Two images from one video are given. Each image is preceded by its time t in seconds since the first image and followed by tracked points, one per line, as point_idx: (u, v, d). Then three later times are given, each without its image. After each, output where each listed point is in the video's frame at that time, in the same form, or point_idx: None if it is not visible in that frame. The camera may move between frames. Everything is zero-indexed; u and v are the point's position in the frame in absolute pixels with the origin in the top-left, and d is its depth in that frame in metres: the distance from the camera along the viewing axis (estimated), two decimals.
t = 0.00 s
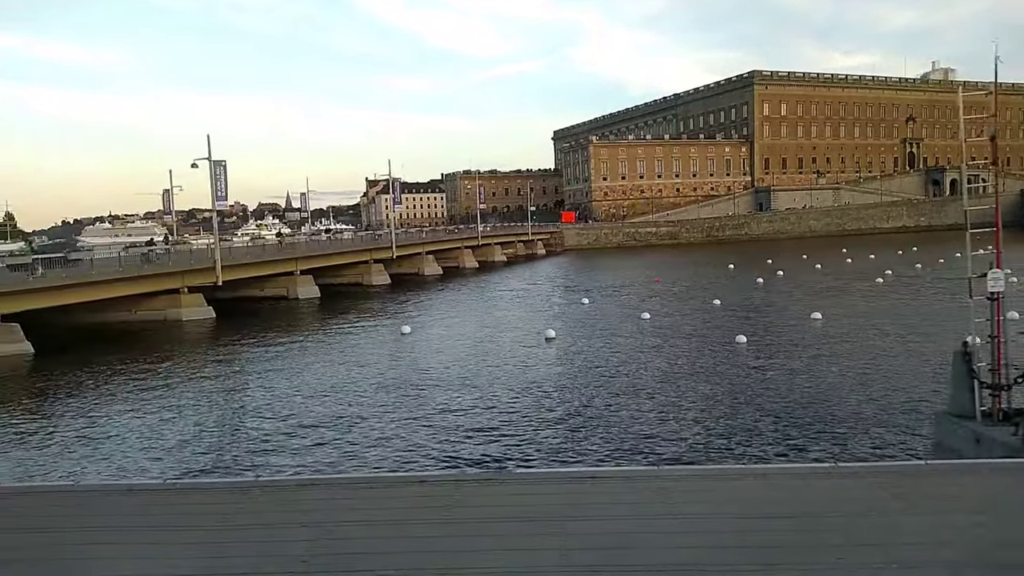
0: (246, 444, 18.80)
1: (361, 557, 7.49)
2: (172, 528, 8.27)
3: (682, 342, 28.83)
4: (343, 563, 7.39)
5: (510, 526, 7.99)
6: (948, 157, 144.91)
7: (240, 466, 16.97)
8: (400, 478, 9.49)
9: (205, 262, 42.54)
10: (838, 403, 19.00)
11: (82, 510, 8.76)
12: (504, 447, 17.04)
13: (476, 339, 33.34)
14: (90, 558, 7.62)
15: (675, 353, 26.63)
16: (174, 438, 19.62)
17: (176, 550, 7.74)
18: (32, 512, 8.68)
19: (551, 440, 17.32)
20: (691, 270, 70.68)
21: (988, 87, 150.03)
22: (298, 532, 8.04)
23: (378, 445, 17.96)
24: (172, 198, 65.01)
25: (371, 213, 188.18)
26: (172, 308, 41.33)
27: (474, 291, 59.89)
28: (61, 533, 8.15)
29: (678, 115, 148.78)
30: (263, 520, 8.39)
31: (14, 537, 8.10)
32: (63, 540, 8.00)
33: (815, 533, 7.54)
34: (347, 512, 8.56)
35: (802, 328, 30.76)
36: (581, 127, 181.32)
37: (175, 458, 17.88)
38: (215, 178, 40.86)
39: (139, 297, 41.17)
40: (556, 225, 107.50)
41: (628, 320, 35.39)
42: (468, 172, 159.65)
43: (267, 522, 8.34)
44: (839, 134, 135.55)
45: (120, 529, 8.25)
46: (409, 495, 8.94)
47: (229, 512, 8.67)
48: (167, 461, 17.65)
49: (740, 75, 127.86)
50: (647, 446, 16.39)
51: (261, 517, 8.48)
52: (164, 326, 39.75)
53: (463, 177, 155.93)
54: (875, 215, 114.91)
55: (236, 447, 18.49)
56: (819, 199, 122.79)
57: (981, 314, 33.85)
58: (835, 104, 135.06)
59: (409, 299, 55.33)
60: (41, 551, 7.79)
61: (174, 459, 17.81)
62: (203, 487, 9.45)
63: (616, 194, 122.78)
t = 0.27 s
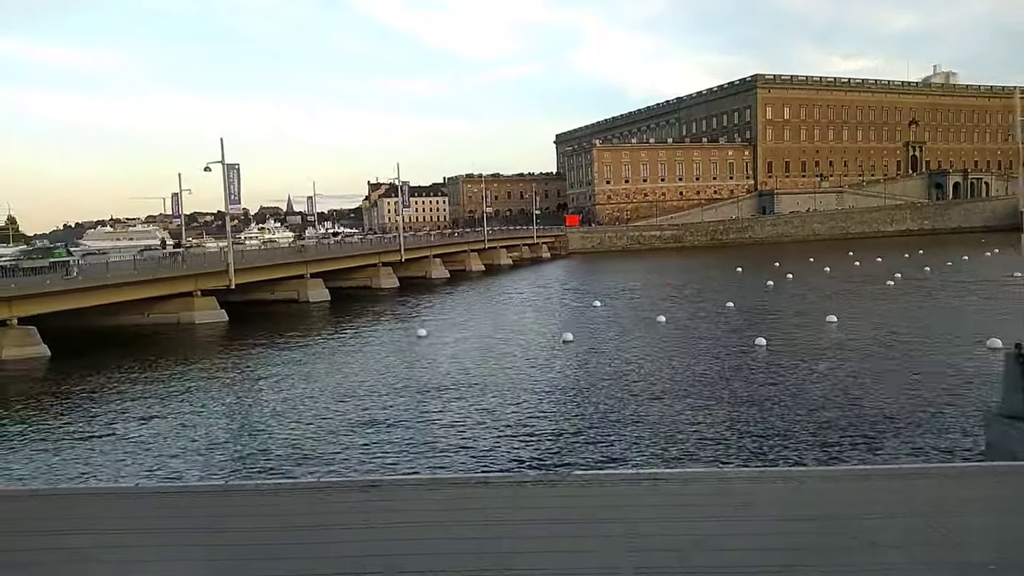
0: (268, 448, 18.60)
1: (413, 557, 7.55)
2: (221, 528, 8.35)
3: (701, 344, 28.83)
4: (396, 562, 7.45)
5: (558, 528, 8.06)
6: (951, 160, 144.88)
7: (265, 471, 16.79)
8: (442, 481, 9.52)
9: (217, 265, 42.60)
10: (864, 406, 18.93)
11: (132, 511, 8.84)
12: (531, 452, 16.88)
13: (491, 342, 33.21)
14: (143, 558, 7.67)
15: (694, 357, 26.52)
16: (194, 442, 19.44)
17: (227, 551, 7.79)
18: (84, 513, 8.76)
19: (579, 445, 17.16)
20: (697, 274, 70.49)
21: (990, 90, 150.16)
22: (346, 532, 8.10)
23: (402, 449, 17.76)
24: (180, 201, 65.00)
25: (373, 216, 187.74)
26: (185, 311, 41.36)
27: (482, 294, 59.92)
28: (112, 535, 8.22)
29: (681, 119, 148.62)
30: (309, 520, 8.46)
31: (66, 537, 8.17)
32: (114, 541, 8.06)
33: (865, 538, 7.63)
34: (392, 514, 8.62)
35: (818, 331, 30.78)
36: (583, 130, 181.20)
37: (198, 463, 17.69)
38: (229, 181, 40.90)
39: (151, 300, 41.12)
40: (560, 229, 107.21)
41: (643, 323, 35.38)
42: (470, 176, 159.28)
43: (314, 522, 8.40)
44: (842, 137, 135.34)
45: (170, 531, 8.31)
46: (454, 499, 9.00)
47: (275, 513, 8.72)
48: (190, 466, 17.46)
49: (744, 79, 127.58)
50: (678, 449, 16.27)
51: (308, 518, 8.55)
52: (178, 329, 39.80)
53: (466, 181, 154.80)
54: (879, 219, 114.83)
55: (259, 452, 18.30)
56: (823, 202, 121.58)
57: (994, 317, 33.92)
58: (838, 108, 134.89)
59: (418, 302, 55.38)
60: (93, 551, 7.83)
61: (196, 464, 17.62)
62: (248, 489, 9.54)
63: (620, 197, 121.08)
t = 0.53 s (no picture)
0: (293, 447, 18.46)
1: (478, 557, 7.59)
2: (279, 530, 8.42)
3: (721, 346, 28.79)
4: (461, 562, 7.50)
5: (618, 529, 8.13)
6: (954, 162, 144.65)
7: (297, 470, 16.62)
8: (493, 483, 9.56)
9: (229, 267, 42.65)
10: (892, 410, 18.94)
11: (188, 513, 8.91)
12: (562, 452, 16.79)
13: (508, 343, 33.14)
14: (206, 561, 7.73)
15: (715, 359, 26.45)
16: (219, 440, 19.32)
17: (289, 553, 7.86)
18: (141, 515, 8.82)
19: (610, 446, 17.07)
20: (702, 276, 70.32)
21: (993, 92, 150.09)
22: (405, 535, 8.18)
23: (430, 447, 17.63)
24: (187, 204, 65.00)
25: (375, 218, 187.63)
26: (197, 312, 41.36)
27: (490, 296, 59.85)
28: (171, 538, 8.29)
29: (684, 121, 148.60)
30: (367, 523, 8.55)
31: (128, 539, 8.25)
32: (174, 544, 8.14)
33: (930, 539, 7.68)
34: (447, 515, 8.67)
35: (834, 333, 30.73)
36: (586, 132, 181.15)
37: (224, 461, 17.55)
38: (240, 183, 40.84)
39: (163, 302, 41.04)
40: (564, 231, 107.05)
41: (658, 325, 35.38)
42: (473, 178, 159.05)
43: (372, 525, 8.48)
44: (845, 140, 134.98)
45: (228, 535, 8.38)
46: (507, 499, 9.05)
47: (331, 515, 8.80)
48: (216, 463, 17.33)
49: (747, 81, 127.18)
50: (710, 452, 16.20)
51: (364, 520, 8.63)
52: (191, 331, 39.77)
53: (469, 184, 152.84)
54: (883, 221, 114.92)
55: (284, 450, 18.15)
56: (826, 205, 122.40)
57: (1009, 320, 33.69)
58: (841, 110, 134.56)
59: (427, 304, 55.34)
60: (157, 554, 7.90)
61: (223, 461, 17.47)
62: (300, 490, 9.62)
63: (623, 199, 120.35)
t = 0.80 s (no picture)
0: (307, 442, 18.11)
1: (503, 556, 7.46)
2: (304, 529, 8.28)
3: (737, 346, 28.71)
4: (487, 562, 7.37)
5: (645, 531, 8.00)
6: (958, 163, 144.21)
7: (323, 466, 16.28)
8: (526, 484, 9.40)
9: (240, 268, 42.67)
10: (915, 404, 18.76)
11: (215, 509, 8.80)
12: (583, 449, 16.50)
13: (520, 344, 32.94)
14: (230, 556, 7.59)
15: (730, 359, 26.29)
16: (231, 437, 18.96)
17: (314, 550, 7.72)
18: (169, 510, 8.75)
19: (631, 442, 16.78)
20: (709, 277, 70.09)
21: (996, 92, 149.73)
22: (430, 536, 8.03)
23: (448, 444, 17.29)
24: (195, 205, 65.05)
25: (377, 219, 187.47)
26: (207, 313, 41.36)
27: (497, 297, 59.83)
28: (196, 532, 8.14)
29: (686, 122, 148.31)
30: (393, 524, 8.39)
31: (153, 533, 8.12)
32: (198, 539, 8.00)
33: (959, 541, 7.59)
34: (473, 517, 8.52)
35: (849, 333, 30.66)
36: (589, 133, 181.03)
37: (237, 455, 17.22)
38: (252, 183, 40.84)
39: (175, 302, 41.02)
40: (568, 232, 106.88)
41: (670, 326, 35.30)
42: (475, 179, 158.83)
43: (397, 526, 8.33)
44: (848, 140, 134.51)
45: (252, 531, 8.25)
46: (539, 501, 8.91)
47: (356, 515, 8.68)
48: (229, 457, 16.97)
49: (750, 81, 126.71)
50: (736, 445, 15.98)
51: (390, 521, 8.49)
52: (203, 331, 39.74)
53: (471, 185, 152.27)
54: (887, 221, 115.00)
55: (299, 445, 17.81)
56: (829, 205, 122.35)
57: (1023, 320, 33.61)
58: (844, 111, 134.06)
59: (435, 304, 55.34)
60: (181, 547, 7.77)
61: (236, 456, 17.12)
62: (327, 489, 9.49)
63: (627, 200, 120.13)
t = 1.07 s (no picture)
0: (326, 443, 17.76)
1: (567, 504, 6.95)
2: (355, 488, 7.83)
3: (752, 346, 28.55)
4: (549, 510, 6.85)
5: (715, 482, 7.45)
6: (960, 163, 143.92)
7: (346, 466, 15.93)
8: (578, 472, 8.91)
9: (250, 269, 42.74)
10: (943, 403, 18.43)
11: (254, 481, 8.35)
12: (609, 446, 16.01)
13: (533, 346, 32.44)
14: (274, 513, 7.10)
15: (748, 359, 26.06)
16: (244, 440, 18.49)
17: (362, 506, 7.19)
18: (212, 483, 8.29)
19: (657, 439, 16.28)
20: (713, 278, 69.90)
21: (997, 93, 149.48)
22: (484, 489, 7.49)
23: (466, 442, 16.77)
24: (201, 206, 64.96)
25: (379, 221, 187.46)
26: (218, 315, 41.39)
27: (503, 297, 59.80)
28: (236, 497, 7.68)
29: (688, 122, 148.22)
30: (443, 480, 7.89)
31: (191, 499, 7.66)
32: (236, 501, 7.52)
33: (1019, 495, 7.12)
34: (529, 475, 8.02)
35: (862, 333, 30.58)
36: (590, 134, 181.08)
37: (250, 458, 16.71)
38: (262, 185, 40.95)
39: (185, 303, 41.11)
40: (572, 232, 106.74)
41: (682, 326, 35.10)
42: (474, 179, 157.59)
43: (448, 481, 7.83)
44: (850, 141, 134.13)
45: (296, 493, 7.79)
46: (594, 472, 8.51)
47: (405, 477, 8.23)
48: (242, 461, 16.48)
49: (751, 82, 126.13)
50: (765, 446, 15.51)
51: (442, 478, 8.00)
52: (213, 332, 39.80)
53: (472, 185, 151.75)
54: (890, 221, 114.83)
55: (314, 448, 17.34)
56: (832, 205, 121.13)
57: None
58: (846, 112, 133.57)
59: (442, 305, 55.29)
60: (220, 507, 7.30)
61: (249, 459, 16.68)
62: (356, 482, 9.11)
63: (629, 201, 120.03)
